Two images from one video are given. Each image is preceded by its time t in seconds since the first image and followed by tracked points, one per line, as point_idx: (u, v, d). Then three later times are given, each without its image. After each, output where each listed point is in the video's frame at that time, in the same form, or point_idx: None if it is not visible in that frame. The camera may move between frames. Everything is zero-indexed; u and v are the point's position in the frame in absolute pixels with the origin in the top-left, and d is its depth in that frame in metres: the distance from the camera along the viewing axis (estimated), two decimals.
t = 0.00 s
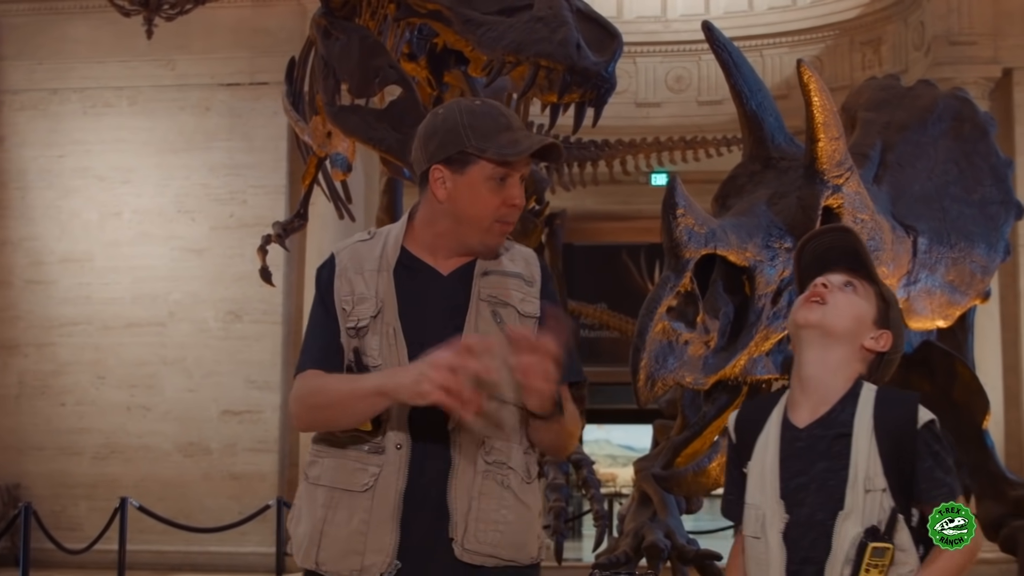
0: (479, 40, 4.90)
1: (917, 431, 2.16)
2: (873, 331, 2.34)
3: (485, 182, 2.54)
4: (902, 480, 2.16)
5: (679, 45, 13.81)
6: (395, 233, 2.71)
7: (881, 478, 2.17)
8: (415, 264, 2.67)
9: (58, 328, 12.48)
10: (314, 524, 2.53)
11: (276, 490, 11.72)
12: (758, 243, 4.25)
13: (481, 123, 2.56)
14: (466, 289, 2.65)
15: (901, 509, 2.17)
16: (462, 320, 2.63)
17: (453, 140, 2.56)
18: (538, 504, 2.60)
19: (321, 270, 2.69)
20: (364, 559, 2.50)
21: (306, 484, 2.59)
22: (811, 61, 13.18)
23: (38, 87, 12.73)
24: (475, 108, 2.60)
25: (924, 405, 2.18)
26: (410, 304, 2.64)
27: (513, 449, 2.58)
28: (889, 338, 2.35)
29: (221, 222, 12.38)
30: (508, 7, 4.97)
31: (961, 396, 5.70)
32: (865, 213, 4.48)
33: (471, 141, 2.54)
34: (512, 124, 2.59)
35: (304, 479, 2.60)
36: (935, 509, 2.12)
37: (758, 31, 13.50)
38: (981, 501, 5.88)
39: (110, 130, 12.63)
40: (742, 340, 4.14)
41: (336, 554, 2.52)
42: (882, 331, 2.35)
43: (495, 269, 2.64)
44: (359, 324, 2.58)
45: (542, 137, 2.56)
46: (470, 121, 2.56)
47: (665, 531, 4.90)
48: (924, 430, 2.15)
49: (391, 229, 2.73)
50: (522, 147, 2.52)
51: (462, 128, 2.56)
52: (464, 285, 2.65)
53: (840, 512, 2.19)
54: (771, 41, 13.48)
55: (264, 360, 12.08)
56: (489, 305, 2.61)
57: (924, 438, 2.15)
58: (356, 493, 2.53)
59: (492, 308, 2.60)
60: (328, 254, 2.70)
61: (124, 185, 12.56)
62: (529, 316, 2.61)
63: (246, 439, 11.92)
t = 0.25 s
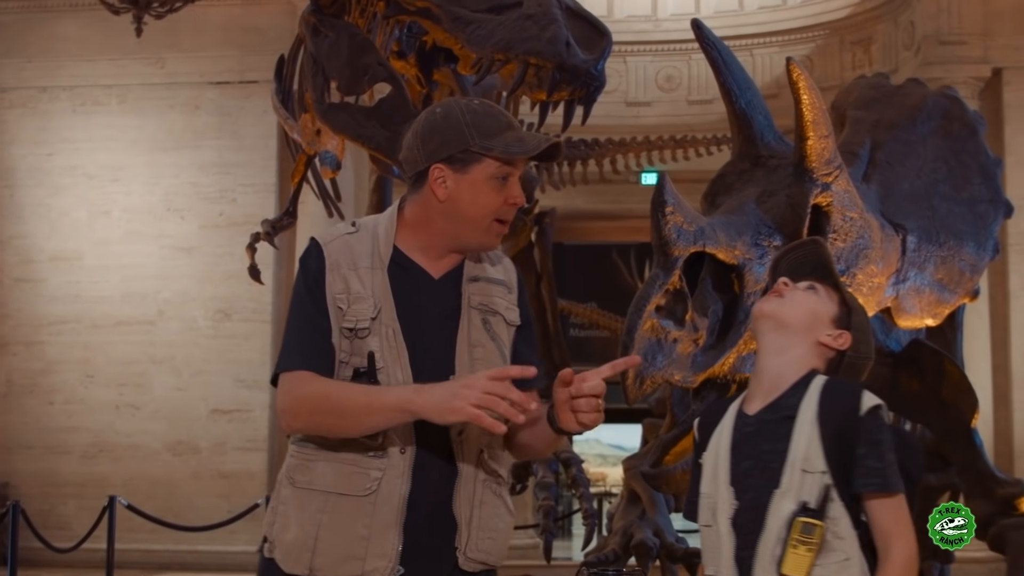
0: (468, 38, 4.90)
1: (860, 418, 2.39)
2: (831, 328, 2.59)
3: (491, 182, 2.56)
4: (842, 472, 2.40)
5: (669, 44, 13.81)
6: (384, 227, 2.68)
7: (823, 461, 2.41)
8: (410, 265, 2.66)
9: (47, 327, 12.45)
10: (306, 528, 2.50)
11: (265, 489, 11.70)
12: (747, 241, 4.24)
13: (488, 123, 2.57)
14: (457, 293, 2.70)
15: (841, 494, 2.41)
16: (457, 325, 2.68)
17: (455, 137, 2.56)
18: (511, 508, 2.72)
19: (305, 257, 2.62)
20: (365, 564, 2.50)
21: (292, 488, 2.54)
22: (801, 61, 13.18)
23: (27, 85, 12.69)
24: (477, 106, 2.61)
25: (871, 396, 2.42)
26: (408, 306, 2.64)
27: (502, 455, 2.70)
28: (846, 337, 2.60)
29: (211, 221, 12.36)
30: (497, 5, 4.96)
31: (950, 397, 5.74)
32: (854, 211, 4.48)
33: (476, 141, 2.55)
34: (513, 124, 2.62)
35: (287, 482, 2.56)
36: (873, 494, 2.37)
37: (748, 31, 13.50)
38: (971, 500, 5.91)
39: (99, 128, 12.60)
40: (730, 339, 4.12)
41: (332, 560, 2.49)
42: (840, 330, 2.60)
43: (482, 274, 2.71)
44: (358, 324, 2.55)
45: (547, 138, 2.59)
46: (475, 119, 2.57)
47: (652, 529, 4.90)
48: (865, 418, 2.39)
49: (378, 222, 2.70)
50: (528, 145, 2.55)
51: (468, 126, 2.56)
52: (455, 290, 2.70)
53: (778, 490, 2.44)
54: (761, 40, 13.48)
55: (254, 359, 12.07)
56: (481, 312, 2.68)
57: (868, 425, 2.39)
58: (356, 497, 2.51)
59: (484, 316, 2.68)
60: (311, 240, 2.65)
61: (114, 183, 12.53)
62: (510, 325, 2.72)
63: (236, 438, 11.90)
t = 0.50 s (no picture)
0: (454, 35, 4.89)
1: (766, 409, 2.38)
2: (765, 314, 2.55)
3: (474, 177, 2.56)
4: (753, 465, 2.40)
5: (656, 43, 13.80)
6: (362, 220, 2.67)
7: (732, 458, 2.44)
8: (390, 258, 2.66)
9: (33, 326, 12.40)
10: (285, 525, 2.48)
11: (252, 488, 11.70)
12: (733, 238, 4.24)
13: (470, 117, 2.57)
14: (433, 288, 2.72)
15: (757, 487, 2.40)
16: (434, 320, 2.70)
17: (439, 131, 2.55)
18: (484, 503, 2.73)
19: (281, 247, 2.59)
20: (344, 561, 2.49)
21: (268, 485, 2.51)
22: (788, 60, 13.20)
23: (12, 83, 12.64)
24: (460, 102, 2.61)
25: (781, 383, 2.41)
26: (386, 300, 2.64)
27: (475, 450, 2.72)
28: (783, 321, 2.54)
29: (196, 220, 12.34)
30: (484, 2, 4.96)
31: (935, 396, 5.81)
32: (839, 209, 4.49)
33: (460, 135, 2.54)
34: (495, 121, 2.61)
35: (262, 479, 2.53)
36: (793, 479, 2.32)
37: (734, 29, 13.49)
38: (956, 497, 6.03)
39: (85, 126, 12.56)
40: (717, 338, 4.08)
41: (312, 557, 2.48)
42: (776, 314, 2.55)
43: (456, 269, 2.74)
44: (339, 318, 2.54)
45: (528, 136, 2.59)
46: (459, 114, 2.57)
47: (637, 527, 4.89)
48: (773, 408, 2.38)
49: (354, 215, 2.68)
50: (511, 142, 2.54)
51: (451, 120, 2.56)
52: (431, 285, 2.71)
53: (698, 489, 2.50)
54: (748, 39, 13.48)
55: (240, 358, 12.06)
56: (457, 306, 2.71)
57: (775, 415, 2.37)
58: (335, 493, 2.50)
59: (460, 309, 2.71)
60: (287, 230, 2.62)
61: (99, 182, 12.49)
62: (484, 320, 2.76)
63: (222, 437, 11.90)
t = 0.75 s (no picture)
0: (442, 35, 4.88)
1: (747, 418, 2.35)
2: (720, 300, 2.54)
3: (449, 177, 2.56)
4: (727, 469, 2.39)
5: (646, 44, 13.80)
6: (332, 221, 2.66)
7: (710, 460, 2.44)
8: (363, 259, 2.67)
9: (21, 326, 12.37)
10: (263, 530, 2.48)
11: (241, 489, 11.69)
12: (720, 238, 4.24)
13: (446, 116, 2.57)
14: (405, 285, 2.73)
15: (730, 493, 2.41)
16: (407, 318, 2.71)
17: (415, 129, 2.55)
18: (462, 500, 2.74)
19: (251, 251, 2.58)
20: (323, 563, 2.50)
21: (243, 490, 2.51)
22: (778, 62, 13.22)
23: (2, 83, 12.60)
24: (434, 101, 2.60)
25: (764, 390, 2.36)
26: (359, 301, 2.65)
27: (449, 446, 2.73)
28: (737, 300, 2.52)
29: (186, 220, 12.32)
30: (471, 1, 4.95)
31: (922, 396, 5.82)
32: (827, 209, 4.50)
33: (436, 133, 2.54)
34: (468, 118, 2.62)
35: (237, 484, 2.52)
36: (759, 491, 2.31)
37: (724, 31, 13.49)
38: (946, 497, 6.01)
39: (74, 126, 12.54)
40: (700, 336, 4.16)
41: (290, 562, 2.48)
42: (729, 296, 2.54)
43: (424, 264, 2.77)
44: (312, 321, 2.54)
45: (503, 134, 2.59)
46: (434, 113, 2.57)
47: (626, 529, 4.88)
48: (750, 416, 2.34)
49: (324, 215, 2.68)
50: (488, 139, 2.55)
51: (428, 119, 2.56)
52: (404, 283, 2.73)
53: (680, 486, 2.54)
54: (738, 40, 13.48)
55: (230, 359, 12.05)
56: (428, 302, 2.73)
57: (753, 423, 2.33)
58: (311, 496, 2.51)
59: (431, 305, 2.73)
60: (256, 234, 2.61)
61: (89, 182, 12.47)
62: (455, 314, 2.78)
63: (211, 438, 11.88)
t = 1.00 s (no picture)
0: (435, 39, 4.88)
1: (772, 423, 2.38)
2: (728, 306, 2.58)
3: (428, 186, 2.69)
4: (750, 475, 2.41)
5: (642, 49, 13.79)
6: (315, 228, 2.81)
7: (732, 466, 2.46)
8: (343, 271, 2.82)
9: (17, 332, 12.35)
10: (236, 539, 2.65)
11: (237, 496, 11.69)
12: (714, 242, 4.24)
13: (426, 127, 2.71)
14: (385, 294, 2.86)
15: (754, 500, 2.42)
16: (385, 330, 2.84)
17: (393, 140, 2.69)
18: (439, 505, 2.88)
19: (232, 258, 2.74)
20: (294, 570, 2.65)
21: (220, 499, 2.70)
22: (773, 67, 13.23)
23: None
24: (417, 111, 2.74)
25: (787, 396, 2.40)
26: (337, 313, 2.79)
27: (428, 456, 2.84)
28: (746, 303, 2.55)
29: (182, 226, 12.32)
30: (462, 6, 4.95)
31: (919, 399, 5.81)
32: (820, 212, 4.49)
33: (414, 144, 2.67)
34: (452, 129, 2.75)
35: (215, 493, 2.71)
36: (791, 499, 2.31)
37: (720, 36, 13.49)
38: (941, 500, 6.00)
39: (69, 132, 12.53)
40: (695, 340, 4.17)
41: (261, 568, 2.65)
42: (737, 300, 2.56)
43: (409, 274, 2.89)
44: (285, 333, 2.68)
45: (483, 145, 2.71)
46: (413, 124, 2.70)
47: (621, 532, 4.88)
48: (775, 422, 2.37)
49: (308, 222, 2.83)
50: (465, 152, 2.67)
51: (405, 130, 2.69)
52: (384, 293, 2.86)
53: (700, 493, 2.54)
54: (733, 45, 13.48)
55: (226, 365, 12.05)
56: (409, 311, 2.85)
57: (776, 429, 2.36)
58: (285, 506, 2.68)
59: (411, 315, 2.85)
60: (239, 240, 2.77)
61: (84, 188, 12.46)
62: (438, 324, 2.89)
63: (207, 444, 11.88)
